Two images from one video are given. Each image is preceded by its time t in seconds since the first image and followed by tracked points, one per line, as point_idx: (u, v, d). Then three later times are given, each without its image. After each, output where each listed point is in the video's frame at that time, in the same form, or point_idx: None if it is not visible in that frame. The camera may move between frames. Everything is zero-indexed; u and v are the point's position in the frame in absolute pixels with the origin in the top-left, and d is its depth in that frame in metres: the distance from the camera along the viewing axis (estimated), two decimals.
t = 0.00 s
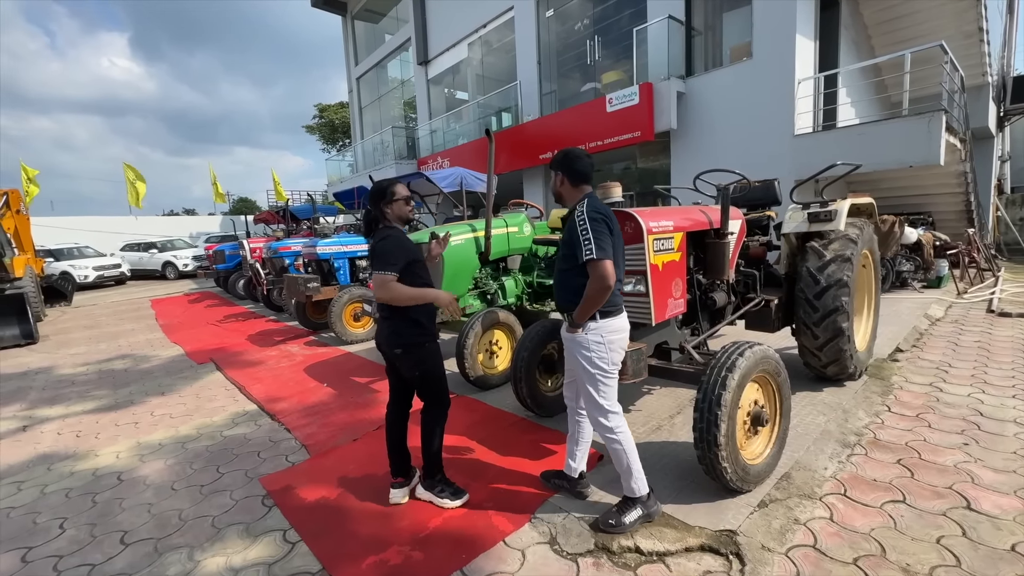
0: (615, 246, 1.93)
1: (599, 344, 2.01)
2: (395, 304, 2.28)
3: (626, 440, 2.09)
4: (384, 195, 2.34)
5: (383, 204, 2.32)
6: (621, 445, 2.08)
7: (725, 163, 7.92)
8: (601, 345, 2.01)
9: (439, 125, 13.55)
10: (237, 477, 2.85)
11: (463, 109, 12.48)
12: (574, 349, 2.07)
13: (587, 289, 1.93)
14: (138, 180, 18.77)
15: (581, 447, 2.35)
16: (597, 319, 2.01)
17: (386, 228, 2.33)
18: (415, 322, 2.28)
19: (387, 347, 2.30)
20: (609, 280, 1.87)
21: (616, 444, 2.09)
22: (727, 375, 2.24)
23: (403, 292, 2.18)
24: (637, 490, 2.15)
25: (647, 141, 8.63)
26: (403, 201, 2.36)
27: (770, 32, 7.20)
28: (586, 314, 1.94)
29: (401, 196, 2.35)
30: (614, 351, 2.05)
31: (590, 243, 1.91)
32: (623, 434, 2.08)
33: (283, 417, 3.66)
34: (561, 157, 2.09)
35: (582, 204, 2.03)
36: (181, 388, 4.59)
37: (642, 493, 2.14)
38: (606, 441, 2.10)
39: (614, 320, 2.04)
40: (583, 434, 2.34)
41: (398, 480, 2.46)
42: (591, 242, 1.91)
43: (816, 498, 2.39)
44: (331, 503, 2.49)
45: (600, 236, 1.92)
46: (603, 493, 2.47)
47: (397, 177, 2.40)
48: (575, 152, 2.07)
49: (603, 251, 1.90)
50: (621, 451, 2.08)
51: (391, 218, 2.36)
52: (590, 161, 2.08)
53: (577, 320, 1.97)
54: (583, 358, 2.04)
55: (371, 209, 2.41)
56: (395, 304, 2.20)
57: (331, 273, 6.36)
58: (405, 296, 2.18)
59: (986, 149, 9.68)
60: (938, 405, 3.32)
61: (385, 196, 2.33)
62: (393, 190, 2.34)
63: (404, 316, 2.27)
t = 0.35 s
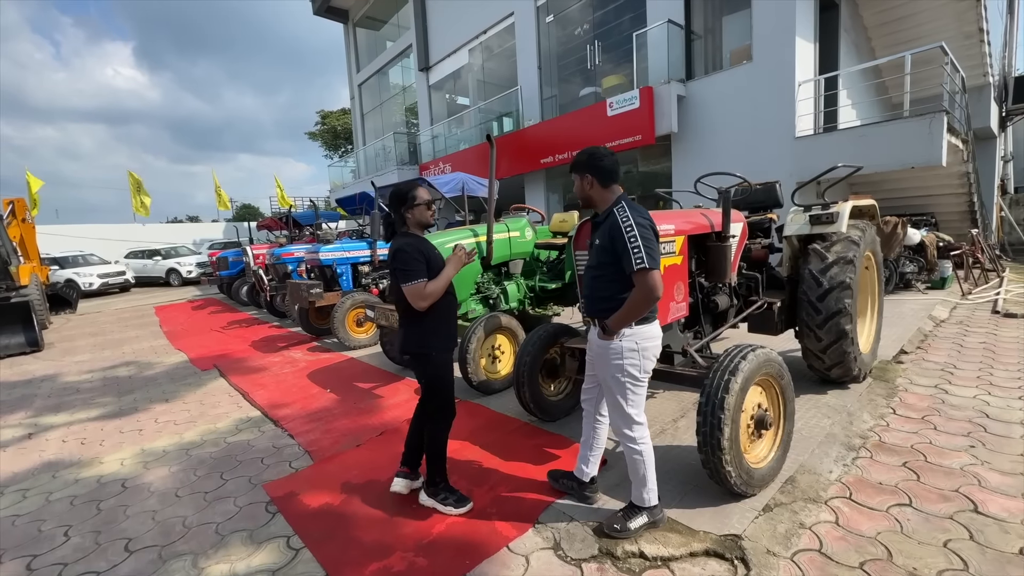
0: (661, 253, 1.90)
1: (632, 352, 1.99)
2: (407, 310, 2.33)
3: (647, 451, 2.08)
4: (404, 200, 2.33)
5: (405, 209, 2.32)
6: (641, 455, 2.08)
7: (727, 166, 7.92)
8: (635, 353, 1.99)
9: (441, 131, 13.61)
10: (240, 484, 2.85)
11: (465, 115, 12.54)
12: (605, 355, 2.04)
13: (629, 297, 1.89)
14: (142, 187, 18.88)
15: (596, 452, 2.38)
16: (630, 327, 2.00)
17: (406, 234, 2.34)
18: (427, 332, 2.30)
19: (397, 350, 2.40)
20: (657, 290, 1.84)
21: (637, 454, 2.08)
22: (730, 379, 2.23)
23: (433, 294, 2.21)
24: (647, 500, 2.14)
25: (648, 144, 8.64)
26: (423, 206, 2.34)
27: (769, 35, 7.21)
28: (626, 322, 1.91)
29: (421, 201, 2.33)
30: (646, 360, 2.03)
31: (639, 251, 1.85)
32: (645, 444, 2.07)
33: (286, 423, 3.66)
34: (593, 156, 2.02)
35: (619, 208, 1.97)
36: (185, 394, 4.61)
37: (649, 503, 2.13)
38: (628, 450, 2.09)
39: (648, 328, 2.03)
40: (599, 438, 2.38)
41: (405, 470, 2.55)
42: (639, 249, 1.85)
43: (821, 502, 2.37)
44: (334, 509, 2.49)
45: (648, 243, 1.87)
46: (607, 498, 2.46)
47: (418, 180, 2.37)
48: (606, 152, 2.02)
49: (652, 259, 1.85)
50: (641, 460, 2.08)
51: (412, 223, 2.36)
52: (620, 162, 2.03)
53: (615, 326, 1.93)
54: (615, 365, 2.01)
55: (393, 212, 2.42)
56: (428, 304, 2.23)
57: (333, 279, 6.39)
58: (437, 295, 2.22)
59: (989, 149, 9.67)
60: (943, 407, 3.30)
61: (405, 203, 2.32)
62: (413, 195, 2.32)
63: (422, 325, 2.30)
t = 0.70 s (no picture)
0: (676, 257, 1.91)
1: (641, 355, 1.99)
2: (415, 315, 2.36)
3: (654, 456, 2.08)
4: (411, 208, 2.34)
5: (414, 214, 2.33)
6: (648, 460, 2.07)
7: (724, 169, 7.94)
8: (644, 356, 2.00)
9: (438, 136, 13.65)
10: (239, 492, 2.84)
11: (462, 120, 12.59)
12: (614, 359, 2.03)
13: (643, 300, 1.89)
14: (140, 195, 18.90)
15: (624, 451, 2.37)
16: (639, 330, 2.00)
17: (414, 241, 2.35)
18: (433, 336, 2.31)
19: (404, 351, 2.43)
20: (672, 295, 1.85)
21: (643, 458, 2.08)
22: (728, 382, 2.23)
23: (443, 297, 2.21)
24: (648, 505, 2.13)
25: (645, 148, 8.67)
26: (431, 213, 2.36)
27: (764, 40, 7.26)
28: (637, 326, 1.91)
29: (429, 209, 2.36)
30: (654, 363, 2.03)
31: (656, 254, 1.86)
32: (653, 448, 2.07)
33: (286, 430, 3.66)
34: (608, 156, 2.02)
35: (635, 209, 1.98)
36: (184, 402, 4.60)
37: (651, 508, 2.12)
38: (635, 453, 2.09)
39: (656, 331, 2.03)
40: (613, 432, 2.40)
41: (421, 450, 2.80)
42: (655, 252, 1.86)
43: (821, 504, 2.37)
44: (334, 517, 2.48)
45: (664, 247, 1.88)
46: (606, 503, 2.45)
47: (424, 188, 2.39)
48: (622, 152, 2.02)
49: (668, 263, 1.86)
50: (647, 464, 2.08)
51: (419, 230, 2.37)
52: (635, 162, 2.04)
53: (626, 329, 1.94)
54: (625, 368, 2.01)
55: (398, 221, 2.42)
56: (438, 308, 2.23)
57: (332, 285, 6.39)
58: (447, 300, 2.22)
59: (984, 150, 9.72)
60: (942, 408, 3.31)
61: (412, 210, 2.33)
62: (421, 204, 2.33)
63: (430, 329, 2.31)
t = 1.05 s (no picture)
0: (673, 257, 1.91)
1: (640, 354, 1.99)
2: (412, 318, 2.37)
3: (658, 455, 2.08)
4: (404, 215, 2.36)
5: (406, 221, 2.35)
6: (652, 459, 2.08)
7: (719, 171, 7.97)
8: (643, 355, 2.00)
9: (435, 141, 13.68)
10: (237, 500, 2.83)
11: (459, 125, 12.62)
12: (613, 361, 2.04)
13: (641, 299, 1.89)
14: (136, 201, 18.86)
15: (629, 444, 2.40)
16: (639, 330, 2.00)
17: (409, 247, 2.37)
18: (430, 336, 2.31)
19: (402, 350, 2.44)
20: (669, 293, 1.85)
21: (647, 457, 2.08)
22: (726, 385, 2.23)
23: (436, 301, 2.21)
24: (648, 506, 2.13)
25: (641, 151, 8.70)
26: (423, 217, 2.36)
27: (757, 43, 7.30)
28: (635, 325, 1.91)
29: (420, 213, 2.36)
30: (654, 362, 2.03)
31: (653, 253, 1.86)
32: (656, 447, 2.07)
33: (283, 437, 3.65)
34: (606, 158, 2.03)
35: (633, 211, 1.99)
36: (181, 410, 4.58)
37: (651, 509, 2.12)
38: (638, 453, 2.09)
39: (655, 331, 2.03)
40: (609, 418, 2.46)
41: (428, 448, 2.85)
42: (653, 252, 1.87)
43: (820, 506, 2.37)
44: (332, 524, 2.46)
45: (662, 247, 1.89)
46: (606, 506, 2.44)
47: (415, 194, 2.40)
48: (620, 155, 2.03)
49: (665, 263, 1.86)
50: (651, 463, 2.08)
51: (413, 236, 2.38)
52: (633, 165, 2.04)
53: (624, 330, 1.93)
54: (626, 369, 2.01)
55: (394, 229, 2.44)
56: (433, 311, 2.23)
57: (330, 290, 6.39)
58: (439, 304, 2.21)
59: (977, 150, 9.78)
60: (940, 408, 3.31)
61: (405, 217, 2.35)
62: (412, 210, 2.35)
63: (427, 329, 2.32)
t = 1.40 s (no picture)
0: (661, 258, 1.90)
1: (636, 355, 2.00)
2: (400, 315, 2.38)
3: (658, 455, 2.08)
4: (403, 214, 2.37)
5: (403, 220, 2.37)
6: (652, 459, 2.07)
7: (715, 173, 7.99)
8: (639, 355, 2.00)
9: (432, 143, 13.68)
10: (234, 505, 2.82)
11: (455, 127, 12.63)
12: (611, 362, 2.04)
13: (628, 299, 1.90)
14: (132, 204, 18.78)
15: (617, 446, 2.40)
16: (635, 330, 2.00)
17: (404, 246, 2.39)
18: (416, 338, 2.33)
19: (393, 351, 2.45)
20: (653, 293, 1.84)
21: (647, 458, 2.08)
22: (723, 386, 2.24)
23: (413, 300, 2.20)
24: (647, 508, 2.13)
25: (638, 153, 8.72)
26: (421, 221, 2.36)
27: (752, 45, 7.33)
28: (623, 327, 1.91)
29: (419, 217, 2.36)
30: (651, 362, 2.03)
31: (638, 254, 1.87)
32: (655, 447, 2.07)
33: (281, 441, 3.64)
34: (603, 162, 2.05)
35: (625, 212, 1.99)
36: (177, 414, 4.56)
37: (650, 510, 2.13)
38: (638, 453, 2.10)
39: (652, 332, 2.03)
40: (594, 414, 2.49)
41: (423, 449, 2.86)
42: (638, 252, 1.87)
43: (818, 507, 2.37)
44: (329, 528, 2.46)
45: (648, 248, 1.88)
46: (604, 508, 2.44)
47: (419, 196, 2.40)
48: (617, 158, 2.04)
49: (650, 263, 1.86)
50: (651, 463, 2.08)
51: (410, 237, 2.40)
52: (630, 168, 2.04)
53: (614, 331, 1.93)
54: (623, 370, 2.02)
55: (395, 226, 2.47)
56: (408, 309, 2.22)
57: (326, 293, 6.38)
58: (413, 303, 2.20)
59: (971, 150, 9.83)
60: (937, 408, 3.32)
61: (403, 217, 2.36)
62: (412, 211, 2.35)
63: (414, 328, 2.33)
